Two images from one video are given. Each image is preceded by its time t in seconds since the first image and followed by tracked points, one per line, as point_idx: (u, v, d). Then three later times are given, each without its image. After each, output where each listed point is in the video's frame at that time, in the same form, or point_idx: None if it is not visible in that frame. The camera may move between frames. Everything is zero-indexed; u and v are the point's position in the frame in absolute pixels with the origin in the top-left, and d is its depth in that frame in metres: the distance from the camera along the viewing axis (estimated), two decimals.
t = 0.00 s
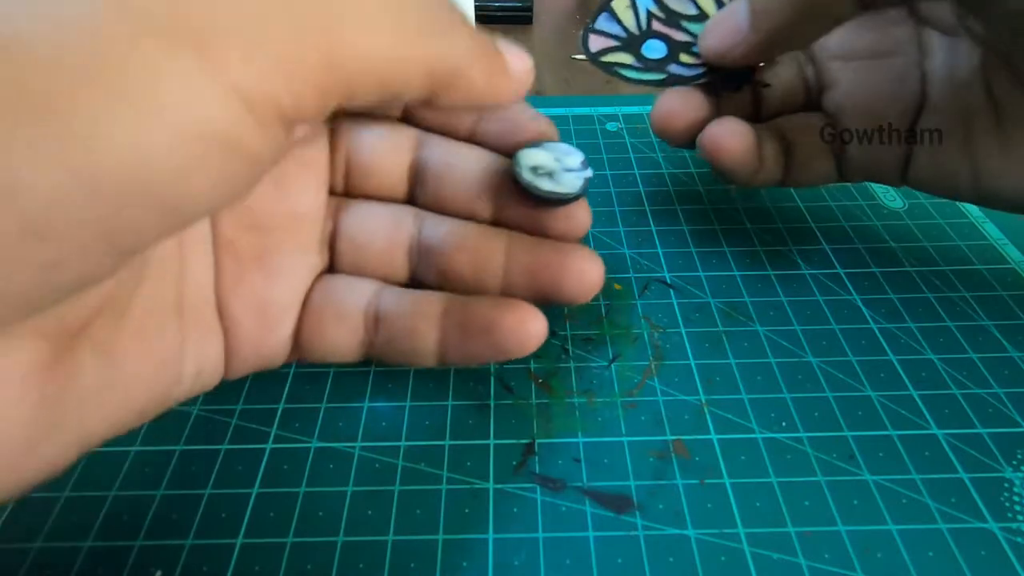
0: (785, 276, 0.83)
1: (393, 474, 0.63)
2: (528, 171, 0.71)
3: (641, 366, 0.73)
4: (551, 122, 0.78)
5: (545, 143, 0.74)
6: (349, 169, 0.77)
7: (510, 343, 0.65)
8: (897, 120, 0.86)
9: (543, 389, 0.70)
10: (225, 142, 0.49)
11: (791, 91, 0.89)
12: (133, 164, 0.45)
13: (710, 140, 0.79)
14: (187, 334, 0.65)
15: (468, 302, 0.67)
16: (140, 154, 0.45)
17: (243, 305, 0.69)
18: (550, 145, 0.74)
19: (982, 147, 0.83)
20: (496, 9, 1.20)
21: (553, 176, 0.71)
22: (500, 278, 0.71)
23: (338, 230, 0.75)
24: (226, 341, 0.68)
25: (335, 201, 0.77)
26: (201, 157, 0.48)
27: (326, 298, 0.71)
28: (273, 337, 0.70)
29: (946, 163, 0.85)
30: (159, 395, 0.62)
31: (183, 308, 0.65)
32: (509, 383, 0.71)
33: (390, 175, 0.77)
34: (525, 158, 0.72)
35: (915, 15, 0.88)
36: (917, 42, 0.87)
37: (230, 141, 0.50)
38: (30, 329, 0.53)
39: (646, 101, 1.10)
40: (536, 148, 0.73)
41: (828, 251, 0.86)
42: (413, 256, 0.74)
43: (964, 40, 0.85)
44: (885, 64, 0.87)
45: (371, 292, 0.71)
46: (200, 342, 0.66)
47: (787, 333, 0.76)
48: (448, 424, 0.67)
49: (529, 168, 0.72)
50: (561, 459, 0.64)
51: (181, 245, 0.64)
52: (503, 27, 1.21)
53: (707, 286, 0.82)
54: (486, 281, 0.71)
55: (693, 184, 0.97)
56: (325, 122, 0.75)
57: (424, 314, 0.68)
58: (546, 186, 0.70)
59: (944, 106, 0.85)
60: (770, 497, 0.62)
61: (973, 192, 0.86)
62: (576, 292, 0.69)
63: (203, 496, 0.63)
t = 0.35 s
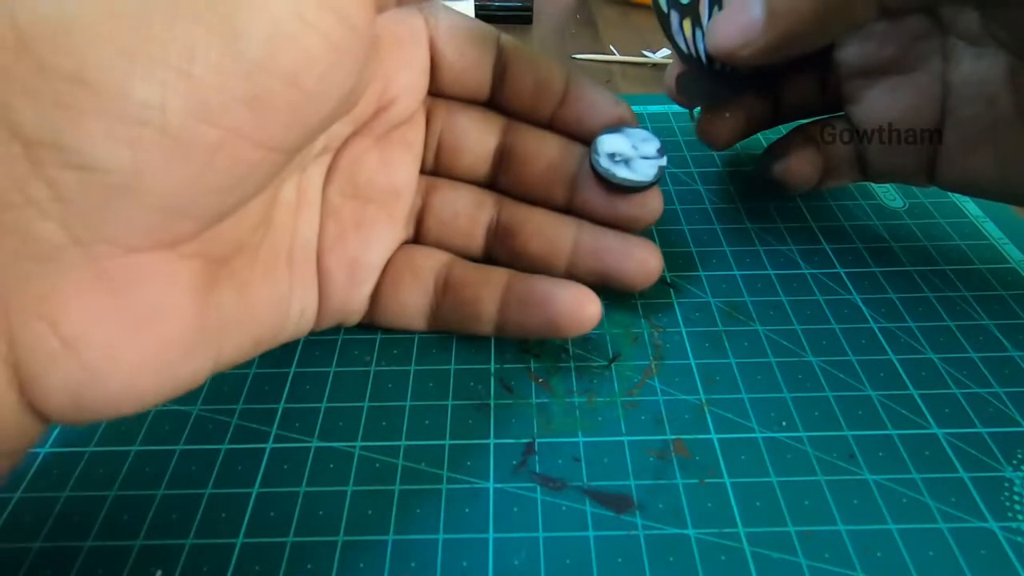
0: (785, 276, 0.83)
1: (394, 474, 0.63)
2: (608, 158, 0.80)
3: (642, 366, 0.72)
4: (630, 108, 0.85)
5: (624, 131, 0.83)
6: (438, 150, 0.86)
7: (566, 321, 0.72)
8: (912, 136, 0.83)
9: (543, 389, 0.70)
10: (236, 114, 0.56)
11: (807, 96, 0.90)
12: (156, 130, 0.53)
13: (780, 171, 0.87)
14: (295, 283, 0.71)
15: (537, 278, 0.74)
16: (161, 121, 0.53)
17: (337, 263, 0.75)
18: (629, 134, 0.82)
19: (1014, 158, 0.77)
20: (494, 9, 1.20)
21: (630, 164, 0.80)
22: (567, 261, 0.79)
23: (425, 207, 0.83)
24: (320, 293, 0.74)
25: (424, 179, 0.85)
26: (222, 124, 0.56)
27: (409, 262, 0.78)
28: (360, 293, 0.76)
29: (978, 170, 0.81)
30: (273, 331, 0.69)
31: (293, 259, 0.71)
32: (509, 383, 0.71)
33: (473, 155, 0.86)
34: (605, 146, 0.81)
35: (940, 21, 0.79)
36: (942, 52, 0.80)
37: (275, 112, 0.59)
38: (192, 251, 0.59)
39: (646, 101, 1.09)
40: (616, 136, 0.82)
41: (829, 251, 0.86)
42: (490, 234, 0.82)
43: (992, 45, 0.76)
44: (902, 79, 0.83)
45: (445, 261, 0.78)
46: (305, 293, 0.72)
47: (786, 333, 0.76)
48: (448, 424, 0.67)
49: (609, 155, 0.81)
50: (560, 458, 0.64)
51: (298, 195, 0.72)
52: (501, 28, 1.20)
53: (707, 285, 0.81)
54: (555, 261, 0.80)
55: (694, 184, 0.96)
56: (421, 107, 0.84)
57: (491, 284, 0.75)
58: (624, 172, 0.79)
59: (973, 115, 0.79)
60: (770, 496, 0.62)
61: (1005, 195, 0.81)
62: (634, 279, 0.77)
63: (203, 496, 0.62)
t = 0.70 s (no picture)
0: (785, 275, 0.83)
1: (394, 474, 0.63)
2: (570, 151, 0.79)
3: (642, 366, 0.72)
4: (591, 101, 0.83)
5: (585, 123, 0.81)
6: (403, 157, 0.85)
7: (562, 297, 0.72)
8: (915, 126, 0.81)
9: (543, 388, 0.70)
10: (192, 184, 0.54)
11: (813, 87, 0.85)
12: (108, 214, 0.50)
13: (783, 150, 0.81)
14: (276, 311, 0.71)
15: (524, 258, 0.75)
16: (111, 205, 0.50)
17: (323, 280, 0.76)
18: (590, 125, 0.81)
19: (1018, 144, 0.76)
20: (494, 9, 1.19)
21: (592, 156, 0.79)
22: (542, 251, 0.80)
23: (398, 214, 0.84)
24: (308, 313, 0.74)
25: (393, 187, 0.85)
26: (177, 198, 0.53)
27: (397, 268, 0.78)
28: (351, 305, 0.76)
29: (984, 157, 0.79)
30: (258, 365, 0.69)
31: (271, 286, 0.72)
32: (508, 383, 0.71)
33: (438, 160, 0.85)
34: (568, 139, 0.80)
35: None
36: (949, 35, 0.78)
37: (289, 112, 0.58)
38: (158, 310, 0.58)
39: (645, 101, 1.09)
40: (579, 129, 0.81)
41: (829, 251, 0.86)
42: (465, 234, 0.84)
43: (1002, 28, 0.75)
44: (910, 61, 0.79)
45: (431, 257, 0.79)
46: (288, 318, 0.72)
47: (787, 333, 0.76)
48: (448, 424, 0.67)
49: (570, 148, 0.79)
50: (560, 458, 0.64)
51: (267, 221, 0.72)
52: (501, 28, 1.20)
53: (707, 285, 0.81)
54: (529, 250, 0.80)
55: (694, 184, 0.96)
56: (381, 117, 0.84)
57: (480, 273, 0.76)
58: (586, 165, 0.78)
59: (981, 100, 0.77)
60: (770, 496, 0.61)
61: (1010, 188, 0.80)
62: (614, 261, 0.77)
63: (203, 496, 0.62)
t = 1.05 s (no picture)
0: (785, 275, 0.83)
1: (395, 474, 0.63)
2: (567, 157, 0.79)
3: (641, 366, 0.72)
4: (588, 99, 0.83)
5: (582, 126, 0.81)
6: (401, 157, 0.85)
7: (571, 285, 0.74)
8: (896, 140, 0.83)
9: (543, 389, 0.70)
10: (200, 189, 0.54)
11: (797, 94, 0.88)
12: (117, 217, 0.51)
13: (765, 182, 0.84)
14: (279, 310, 0.72)
15: (527, 252, 0.76)
16: (124, 210, 0.51)
17: (326, 279, 0.76)
18: (587, 129, 0.81)
19: (994, 156, 0.79)
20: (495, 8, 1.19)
21: (589, 162, 0.79)
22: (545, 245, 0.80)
23: (398, 211, 0.84)
24: (311, 312, 0.75)
25: (392, 185, 0.85)
26: (186, 203, 0.54)
27: (397, 268, 0.78)
28: (352, 303, 0.76)
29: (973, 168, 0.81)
30: (262, 367, 0.70)
31: (274, 287, 0.73)
32: (509, 383, 0.71)
33: (436, 160, 0.86)
34: (564, 145, 0.80)
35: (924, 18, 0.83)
36: (925, 48, 0.83)
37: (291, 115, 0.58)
38: (166, 311, 0.60)
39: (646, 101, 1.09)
40: (575, 133, 0.80)
41: (829, 251, 0.86)
42: (466, 229, 0.84)
43: (973, 44, 0.79)
44: (889, 76, 0.84)
45: (433, 253, 0.79)
46: (292, 317, 0.73)
47: (787, 333, 0.76)
48: (448, 424, 0.67)
49: (567, 154, 0.79)
50: (560, 458, 0.64)
51: (268, 223, 0.73)
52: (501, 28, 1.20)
53: (707, 285, 0.81)
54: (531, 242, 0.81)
55: (694, 184, 0.96)
56: (377, 118, 0.83)
57: (486, 265, 0.77)
58: (584, 172, 0.78)
59: (954, 113, 0.81)
60: (770, 497, 0.61)
61: (994, 195, 0.82)
62: (616, 257, 0.77)
63: (203, 496, 0.62)
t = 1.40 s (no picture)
0: (785, 276, 0.83)
1: (395, 475, 0.63)
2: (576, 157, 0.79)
3: (641, 366, 0.72)
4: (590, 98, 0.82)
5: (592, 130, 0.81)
6: (406, 153, 0.85)
7: (573, 292, 0.74)
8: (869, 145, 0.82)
9: (543, 389, 0.70)
10: (216, 199, 0.54)
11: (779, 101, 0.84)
12: (136, 234, 0.51)
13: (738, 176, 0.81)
14: (287, 312, 0.72)
15: (531, 257, 0.76)
16: (141, 225, 0.51)
17: (328, 278, 0.76)
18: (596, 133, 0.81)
19: (970, 160, 0.80)
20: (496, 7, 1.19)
21: (597, 163, 0.78)
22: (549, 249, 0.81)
23: (403, 210, 0.84)
24: (316, 312, 0.75)
25: (398, 184, 0.85)
26: (200, 213, 0.54)
27: (399, 269, 0.78)
28: (354, 304, 0.76)
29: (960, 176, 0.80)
30: (271, 369, 0.70)
31: (281, 288, 0.73)
32: (509, 383, 0.71)
33: (440, 157, 0.85)
34: (573, 146, 0.79)
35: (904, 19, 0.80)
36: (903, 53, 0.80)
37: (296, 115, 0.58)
38: (183, 322, 0.61)
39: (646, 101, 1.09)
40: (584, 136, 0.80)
41: (828, 251, 0.86)
42: (471, 230, 0.84)
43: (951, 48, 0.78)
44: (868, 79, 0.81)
45: (436, 254, 0.79)
46: (299, 317, 0.73)
47: (787, 333, 0.76)
48: (448, 424, 0.67)
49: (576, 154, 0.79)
50: (561, 458, 0.64)
51: (276, 226, 0.73)
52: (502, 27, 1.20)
53: (707, 285, 0.81)
54: (536, 248, 0.81)
55: (694, 184, 0.96)
56: (383, 113, 0.84)
57: (489, 269, 0.77)
58: (591, 171, 0.78)
59: (932, 118, 0.80)
60: (770, 496, 0.61)
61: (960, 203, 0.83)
62: (620, 263, 0.78)
63: (203, 496, 0.62)
